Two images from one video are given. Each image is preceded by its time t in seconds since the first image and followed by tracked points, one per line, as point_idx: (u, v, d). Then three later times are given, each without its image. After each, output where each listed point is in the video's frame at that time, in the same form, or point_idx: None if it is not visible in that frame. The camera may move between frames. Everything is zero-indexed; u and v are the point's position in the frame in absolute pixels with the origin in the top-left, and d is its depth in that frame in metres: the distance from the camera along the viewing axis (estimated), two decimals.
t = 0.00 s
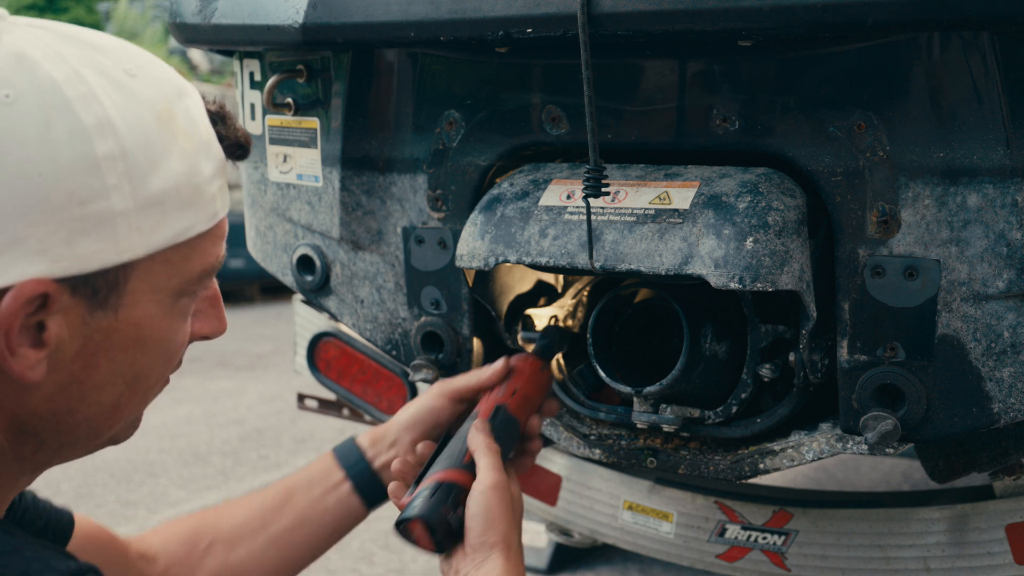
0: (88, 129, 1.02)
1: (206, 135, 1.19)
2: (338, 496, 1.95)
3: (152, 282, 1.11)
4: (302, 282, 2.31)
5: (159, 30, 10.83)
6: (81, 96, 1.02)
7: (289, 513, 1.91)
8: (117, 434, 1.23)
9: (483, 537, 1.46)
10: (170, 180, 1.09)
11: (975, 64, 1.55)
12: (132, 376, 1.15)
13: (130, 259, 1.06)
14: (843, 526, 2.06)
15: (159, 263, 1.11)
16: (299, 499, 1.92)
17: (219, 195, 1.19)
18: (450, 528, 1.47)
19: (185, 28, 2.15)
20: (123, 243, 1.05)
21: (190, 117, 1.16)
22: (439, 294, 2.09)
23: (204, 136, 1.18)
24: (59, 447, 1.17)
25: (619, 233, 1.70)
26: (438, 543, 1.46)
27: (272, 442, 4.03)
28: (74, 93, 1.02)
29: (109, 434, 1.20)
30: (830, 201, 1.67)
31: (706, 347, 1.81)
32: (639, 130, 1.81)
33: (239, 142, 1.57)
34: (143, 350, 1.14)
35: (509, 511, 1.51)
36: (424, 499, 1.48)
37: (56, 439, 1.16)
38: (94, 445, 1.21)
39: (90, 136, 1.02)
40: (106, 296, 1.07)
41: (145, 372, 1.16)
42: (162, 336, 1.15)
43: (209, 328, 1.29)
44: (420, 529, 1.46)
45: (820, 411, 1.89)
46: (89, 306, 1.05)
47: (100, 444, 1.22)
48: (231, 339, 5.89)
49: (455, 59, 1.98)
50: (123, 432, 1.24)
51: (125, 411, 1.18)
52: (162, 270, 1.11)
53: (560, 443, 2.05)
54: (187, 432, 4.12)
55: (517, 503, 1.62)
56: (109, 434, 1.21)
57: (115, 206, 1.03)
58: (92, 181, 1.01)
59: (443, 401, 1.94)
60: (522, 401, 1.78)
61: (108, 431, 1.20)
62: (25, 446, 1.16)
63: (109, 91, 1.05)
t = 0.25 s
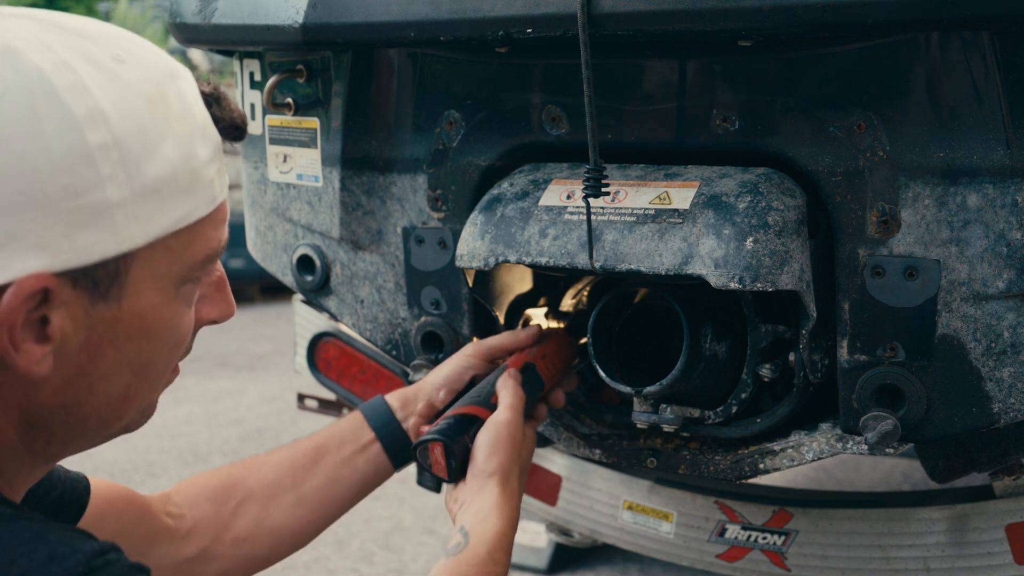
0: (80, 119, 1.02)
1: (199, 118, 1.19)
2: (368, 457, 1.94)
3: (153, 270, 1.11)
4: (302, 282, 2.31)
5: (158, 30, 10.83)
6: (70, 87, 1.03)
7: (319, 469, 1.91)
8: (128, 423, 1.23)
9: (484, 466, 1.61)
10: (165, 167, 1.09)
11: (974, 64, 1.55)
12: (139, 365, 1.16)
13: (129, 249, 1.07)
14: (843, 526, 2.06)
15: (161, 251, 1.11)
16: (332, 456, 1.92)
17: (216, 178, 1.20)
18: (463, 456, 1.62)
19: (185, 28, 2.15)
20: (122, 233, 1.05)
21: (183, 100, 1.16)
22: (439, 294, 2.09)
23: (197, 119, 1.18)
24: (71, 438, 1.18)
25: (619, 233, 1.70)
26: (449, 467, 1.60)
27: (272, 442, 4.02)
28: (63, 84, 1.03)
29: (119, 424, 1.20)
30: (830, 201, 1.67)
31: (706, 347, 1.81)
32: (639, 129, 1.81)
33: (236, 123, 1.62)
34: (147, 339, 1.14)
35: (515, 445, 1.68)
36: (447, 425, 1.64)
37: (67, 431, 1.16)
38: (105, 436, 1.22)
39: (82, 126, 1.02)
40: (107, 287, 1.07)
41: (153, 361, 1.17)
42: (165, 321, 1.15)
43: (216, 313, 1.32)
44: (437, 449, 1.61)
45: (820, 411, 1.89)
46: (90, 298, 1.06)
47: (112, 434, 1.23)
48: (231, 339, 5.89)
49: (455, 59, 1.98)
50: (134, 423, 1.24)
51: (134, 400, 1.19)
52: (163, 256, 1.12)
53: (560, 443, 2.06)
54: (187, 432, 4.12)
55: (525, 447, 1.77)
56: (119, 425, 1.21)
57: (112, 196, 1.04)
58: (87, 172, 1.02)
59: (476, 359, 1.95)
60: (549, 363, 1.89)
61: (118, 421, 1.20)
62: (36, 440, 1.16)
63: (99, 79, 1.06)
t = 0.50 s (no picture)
0: (64, 111, 1.03)
1: (185, 107, 1.19)
2: (370, 457, 1.94)
3: (141, 261, 1.11)
4: (302, 282, 2.31)
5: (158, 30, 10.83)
6: (54, 78, 1.03)
7: (320, 468, 1.91)
8: (120, 415, 1.23)
9: (483, 446, 1.63)
10: (150, 157, 1.10)
11: (974, 64, 1.55)
12: (130, 357, 1.16)
13: (115, 239, 1.07)
14: (843, 526, 2.06)
15: (149, 241, 1.12)
16: (334, 456, 1.92)
17: (204, 168, 1.20)
18: (459, 434, 1.63)
19: (185, 28, 2.15)
20: (108, 223, 1.06)
21: (170, 91, 1.16)
22: (439, 294, 2.09)
23: (184, 108, 1.18)
24: (63, 430, 1.19)
25: (619, 233, 1.70)
26: (445, 442, 1.62)
27: (272, 442, 4.02)
28: (47, 75, 1.03)
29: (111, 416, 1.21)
30: (830, 202, 1.67)
31: (706, 347, 1.81)
32: (639, 129, 1.81)
33: (221, 114, 1.57)
34: (138, 331, 1.14)
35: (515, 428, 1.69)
36: (442, 402, 1.66)
37: (58, 422, 1.17)
38: (98, 428, 1.22)
39: (66, 118, 1.03)
40: (95, 278, 1.07)
41: (144, 353, 1.17)
42: (156, 312, 1.15)
43: (207, 305, 1.32)
44: (431, 423, 1.63)
45: (820, 411, 1.89)
46: (78, 288, 1.06)
47: (104, 426, 1.23)
48: (231, 339, 5.89)
49: (455, 59, 1.98)
50: (126, 415, 1.25)
51: (126, 392, 1.19)
52: (151, 247, 1.12)
53: (560, 444, 2.05)
54: (187, 432, 4.12)
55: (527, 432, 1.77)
56: (112, 417, 1.22)
57: (98, 187, 1.05)
58: (72, 163, 1.02)
59: (477, 361, 1.96)
60: (551, 359, 1.89)
61: (110, 413, 1.21)
62: (28, 433, 1.17)
63: (84, 71, 1.06)
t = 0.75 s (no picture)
0: (47, 101, 1.03)
1: (170, 97, 1.19)
2: (366, 463, 1.94)
3: (130, 249, 1.11)
4: (302, 282, 2.31)
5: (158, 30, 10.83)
6: (36, 69, 1.04)
7: (316, 473, 1.91)
8: (115, 408, 1.23)
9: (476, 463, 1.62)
10: (135, 146, 1.10)
11: (974, 64, 1.55)
12: (121, 347, 1.15)
13: (103, 229, 1.07)
14: (843, 526, 2.06)
15: (137, 230, 1.11)
16: (330, 461, 1.92)
17: (190, 158, 1.20)
18: (452, 451, 1.63)
19: (185, 29, 2.15)
20: (95, 212, 1.06)
21: (154, 82, 1.16)
22: (439, 294, 2.09)
23: (168, 98, 1.18)
24: (58, 421, 1.19)
25: (619, 233, 1.70)
26: (438, 460, 1.62)
27: (272, 442, 4.02)
28: (29, 66, 1.03)
29: (106, 407, 1.21)
30: (830, 201, 1.67)
31: (706, 347, 1.81)
32: (639, 130, 1.81)
33: (206, 103, 1.50)
34: (129, 320, 1.14)
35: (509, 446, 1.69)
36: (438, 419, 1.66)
37: (53, 413, 1.17)
38: (93, 421, 1.22)
39: (48, 108, 1.03)
40: (84, 267, 1.07)
41: (136, 343, 1.17)
42: (148, 302, 1.15)
43: (198, 295, 1.32)
44: (426, 440, 1.63)
45: (820, 411, 1.89)
46: (67, 277, 1.06)
47: (100, 419, 1.23)
48: (231, 339, 5.89)
49: (455, 59, 1.98)
50: (123, 408, 1.25)
51: (119, 383, 1.19)
52: (139, 236, 1.12)
53: (560, 444, 2.05)
54: (187, 432, 4.12)
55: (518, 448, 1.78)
56: (107, 409, 1.22)
57: (82, 176, 1.05)
58: (56, 152, 1.03)
59: (473, 370, 1.97)
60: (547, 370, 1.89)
61: (105, 405, 1.21)
62: (23, 425, 1.18)
63: (66, 62, 1.07)
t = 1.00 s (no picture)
0: (44, 100, 1.03)
1: (168, 99, 1.19)
2: (365, 450, 1.95)
3: (125, 251, 1.11)
4: (302, 282, 2.31)
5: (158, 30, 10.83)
6: (33, 68, 1.04)
7: (316, 462, 1.91)
8: (110, 409, 1.23)
9: (478, 452, 1.63)
10: (132, 147, 1.10)
11: (974, 64, 1.55)
12: (116, 348, 1.15)
13: (99, 229, 1.07)
14: (843, 526, 2.06)
15: (133, 231, 1.11)
16: (328, 449, 1.92)
17: (187, 159, 1.20)
18: (455, 441, 1.63)
19: (185, 28, 2.15)
20: (91, 212, 1.06)
21: (151, 83, 1.16)
22: (439, 294, 2.09)
23: (166, 100, 1.18)
24: (52, 422, 1.19)
25: (619, 233, 1.70)
26: (442, 450, 1.63)
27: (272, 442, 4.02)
28: (26, 66, 1.03)
29: (100, 408, 1.21)
30: (830, 201, 1.67)
31: (706, 347, 1.81)
32: (640, 130, 1.81)
33: (203, 106, 1.42)
34: (124, 322, 1.14)
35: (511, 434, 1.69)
36: (439, 409, 1.66)
37: (47, 414, 1.17)
38: (87, 421, 1.22)
39: (45, 108, 1.03)
40: (79, 267, 1.07)
41: (130, 344, 1.17)
42: (143, 303, 1.15)
43: (194, 297, 1.32)
44: (427, 431, 1.64)
45: (820, 411, 1.89)
46: (61, 278, 1.06)
47: (93, 419, 1.23)
48: (231, 339, 5.89)
49: (455, 59, 1.98)
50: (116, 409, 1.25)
51: (113, 384, 1.19)
52: (135, 238, 1.12)
53: (559, 443, 2.06)
54: (187, 432, 4.12)
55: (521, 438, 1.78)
56: (100, 410, 1.22)
57: (78, 176, 1.05)
58: (53, 152, 1.03)
59: (475, 356, 1.95)
60: (547, 356, 1.88)
61: (98, 406, 1.21)
62: (17, 424, 1.18)
63: (63, 62, 1.07)
